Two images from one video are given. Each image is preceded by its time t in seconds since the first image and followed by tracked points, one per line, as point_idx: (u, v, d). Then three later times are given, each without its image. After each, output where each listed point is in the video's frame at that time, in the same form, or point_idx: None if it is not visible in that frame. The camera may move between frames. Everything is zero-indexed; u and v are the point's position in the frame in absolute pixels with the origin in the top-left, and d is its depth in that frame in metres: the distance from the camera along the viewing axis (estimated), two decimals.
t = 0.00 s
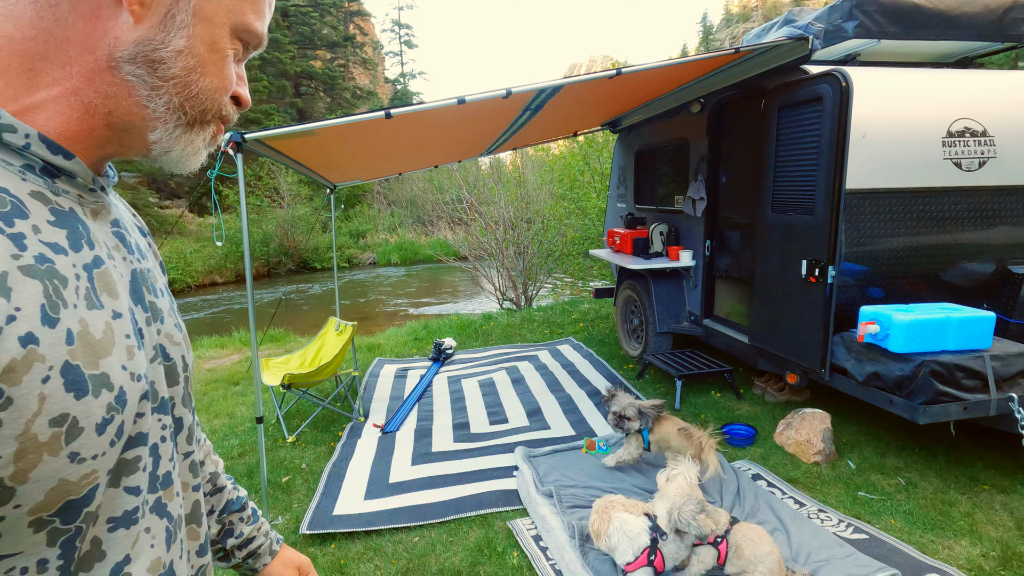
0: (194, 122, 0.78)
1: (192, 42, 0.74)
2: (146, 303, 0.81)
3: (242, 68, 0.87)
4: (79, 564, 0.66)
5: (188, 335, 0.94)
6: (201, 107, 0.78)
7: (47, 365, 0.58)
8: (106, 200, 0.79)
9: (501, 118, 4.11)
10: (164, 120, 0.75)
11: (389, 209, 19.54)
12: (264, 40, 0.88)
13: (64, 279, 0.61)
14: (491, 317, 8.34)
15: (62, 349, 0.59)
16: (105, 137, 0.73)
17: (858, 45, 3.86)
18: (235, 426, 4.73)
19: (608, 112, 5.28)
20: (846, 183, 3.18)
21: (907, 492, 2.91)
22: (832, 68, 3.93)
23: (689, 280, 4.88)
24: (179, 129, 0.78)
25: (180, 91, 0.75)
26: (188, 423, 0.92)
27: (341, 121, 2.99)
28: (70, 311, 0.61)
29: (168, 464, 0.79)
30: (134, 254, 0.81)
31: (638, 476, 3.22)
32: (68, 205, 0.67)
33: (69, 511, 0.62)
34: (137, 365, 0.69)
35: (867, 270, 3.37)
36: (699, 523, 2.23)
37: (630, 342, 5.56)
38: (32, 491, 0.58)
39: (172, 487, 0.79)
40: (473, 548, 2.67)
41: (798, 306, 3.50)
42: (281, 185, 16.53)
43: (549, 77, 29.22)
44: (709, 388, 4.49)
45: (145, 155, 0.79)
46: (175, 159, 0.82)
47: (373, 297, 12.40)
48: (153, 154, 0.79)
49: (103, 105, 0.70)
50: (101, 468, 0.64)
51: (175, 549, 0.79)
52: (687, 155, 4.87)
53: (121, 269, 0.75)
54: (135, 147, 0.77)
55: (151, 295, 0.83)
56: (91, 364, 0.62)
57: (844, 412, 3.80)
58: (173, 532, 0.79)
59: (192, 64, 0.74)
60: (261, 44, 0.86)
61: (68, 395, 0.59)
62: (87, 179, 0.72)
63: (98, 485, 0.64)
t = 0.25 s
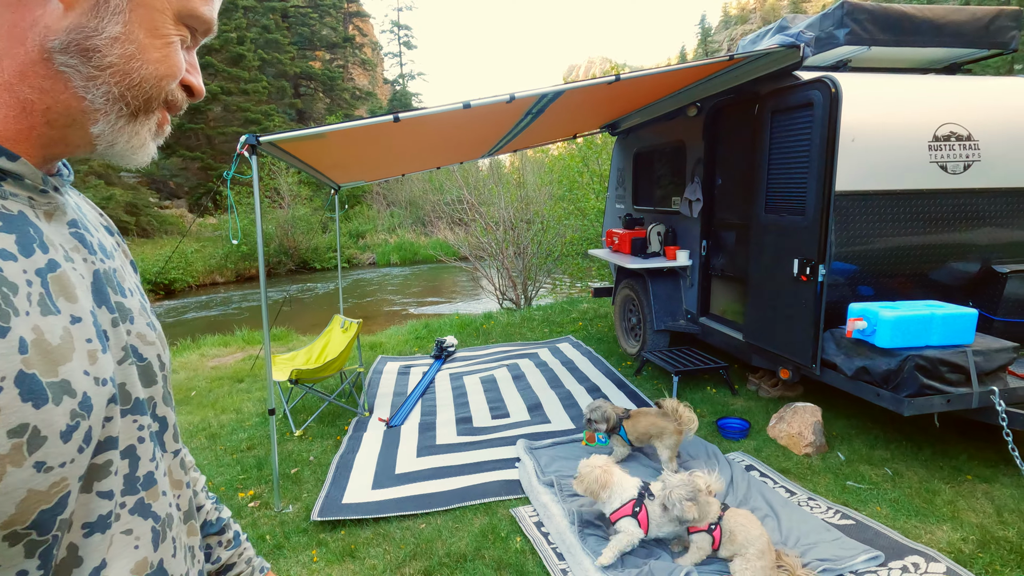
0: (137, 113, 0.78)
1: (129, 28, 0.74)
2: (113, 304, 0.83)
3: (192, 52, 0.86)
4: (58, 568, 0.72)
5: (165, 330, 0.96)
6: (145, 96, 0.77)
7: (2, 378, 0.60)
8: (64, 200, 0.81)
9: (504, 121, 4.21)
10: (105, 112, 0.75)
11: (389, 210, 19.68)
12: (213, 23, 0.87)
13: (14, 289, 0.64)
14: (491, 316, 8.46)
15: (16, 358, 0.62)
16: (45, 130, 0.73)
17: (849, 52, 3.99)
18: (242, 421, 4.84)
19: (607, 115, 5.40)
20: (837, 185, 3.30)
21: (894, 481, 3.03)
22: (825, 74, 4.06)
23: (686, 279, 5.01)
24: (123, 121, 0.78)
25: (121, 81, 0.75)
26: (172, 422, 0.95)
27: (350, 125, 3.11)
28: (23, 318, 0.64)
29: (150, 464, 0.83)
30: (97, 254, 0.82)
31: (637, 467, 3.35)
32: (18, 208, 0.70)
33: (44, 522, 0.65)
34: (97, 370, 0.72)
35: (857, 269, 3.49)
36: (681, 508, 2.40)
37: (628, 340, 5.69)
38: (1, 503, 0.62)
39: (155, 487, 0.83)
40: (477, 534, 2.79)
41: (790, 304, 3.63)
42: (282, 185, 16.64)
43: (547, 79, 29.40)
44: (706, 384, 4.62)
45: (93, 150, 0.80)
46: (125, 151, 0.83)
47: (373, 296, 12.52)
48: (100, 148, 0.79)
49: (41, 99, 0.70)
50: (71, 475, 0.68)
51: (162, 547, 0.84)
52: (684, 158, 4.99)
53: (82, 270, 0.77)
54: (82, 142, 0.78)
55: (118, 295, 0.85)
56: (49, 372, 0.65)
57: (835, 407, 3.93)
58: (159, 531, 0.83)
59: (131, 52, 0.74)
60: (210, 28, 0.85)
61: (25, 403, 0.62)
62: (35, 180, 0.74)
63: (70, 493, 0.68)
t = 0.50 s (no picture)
0: (95, 89, 0.83)
1: (81, 3, 0.78)
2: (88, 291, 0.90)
3: (152, 31, 0.90)
4: (45, 556, 0.80)
5: (142, 313, 1.03)
6: (102, 71, 0.81)
7: None
8: (27, 187, 0.88)
9: (507, 122, 4.28)
10: (63, 89, 0.80)
11: (388, 210, 19.73)
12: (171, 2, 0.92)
13: None
14: (491, 315, 8.53)
15: None
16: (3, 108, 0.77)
17: (845, 55, 4.08)
18: (247, 417, 4.90)
19: (607, 117, 5.49)
20: (832, 186, 3.39)
21: (887, 473, 3.12)
22: (821, 77, 4.15)
23: (685, 278, 5.10)
24: (81, 99, 0.82)
25: (76, 56, 0.79)
26: (151, 407, 1.03)
27: (358, 125, 3.19)
28: None
29: (128, 450, 0.91)
30: (66, 241, 0.88)
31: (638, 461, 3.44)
32: None
33: (27, 511, 0.73)
34: (72, 359, 0.80)
35: (852, 268, 3.57)
36: (669, 483, 2.58)
37: (627, 338, 5.77)
38: None
39: (134, 473, 0.92)
40: (482, 523, 2.86)
41: (787, 301, 3.71)
42: (282, 185, 16.69)
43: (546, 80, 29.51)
44: (704, 381, 4.70)
45: (56, 132, 0.84)
46: (88, 131, 0.87)
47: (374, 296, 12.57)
48: (61, 128, 0.84)
49: None
50: (52, 463, 0.76)
51: (144, 529, 0.93)
52: (683, 159, 5.08)
53: (51, 258, 0.84)
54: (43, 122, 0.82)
55: (92, 282, 0.92)
56: (23, 361, 0.73)
57: (831, 402, 4.01)
58: (141, 514, 0.93)
59: (83, 27, 0.78)
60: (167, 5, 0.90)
61: (1, 393, 0.69)
62: None
63: (52, 480, 0.76)
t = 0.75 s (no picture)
0: (68, 52, 0.76)
1: None
2: (70, 271, 0.82)
3: None
4: (17, 544, 0.73)
5: (129, 295, 0.95)
6: (73, 32, 0.75)
7: None
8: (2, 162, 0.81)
9: (512, 120, 4.29)
10: (33, 54, 0.73)
11: (387, 211, 19.77)
12: None
13: None
14: (492, 314, 8.55)
15: None
16: None
17: (847, 55, 4.11)
18: (251, 414, 4.92)
19: (609, 116, 5.51)
20: (835, 184, 3.42)
21: (889, 469, 3.14)
22: (823, 76, 4.18)
23: (687, 276, 5.13)
24: (53, 64, 0.76)
25: (42, 16, 0.72)
26: (139, 390, 0.94)
27: (364, 122, 3.22)
28: None
29: (110, 434, 0.84)
30: (47, 221, 0.82)
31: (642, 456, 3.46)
32: None
33: None
34: (49, 340, 0.74)
35: (854, 265, 3.60)
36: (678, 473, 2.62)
37: (629, 336, 5.79)
38: None
39: (116, 458, 0.85)
40: (488, 517, 2.88)
41: (789, 299, 3.74)
42: (283, 185, 16.72)
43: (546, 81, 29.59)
44: (706, 379, 4.73)
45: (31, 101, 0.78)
46: (65, 99, 0.81)
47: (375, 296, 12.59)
48: (37, 97, 0.78)
49: None
50: (25, 446, 0.70)
51: (124, 516, 0.86)
52: (685, 158, 5.11)
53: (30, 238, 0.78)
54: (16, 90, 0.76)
55: (74, 260, 0.84)
56: None
57: (833, 399, 4.03)
58: (121, 501, 0.85)
59: None
60: None
61: None
62: None
63: (25, 465, 0.69)
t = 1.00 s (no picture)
0: (18, 51, 0.70)
1: None
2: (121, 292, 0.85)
3: None
4: (72, 551, 0.73)
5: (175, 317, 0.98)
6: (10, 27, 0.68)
7: (7, 364, 0.63)
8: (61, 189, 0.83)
9: (520, 125, 4.33)
10: None
11: (389, 212, 19.80)
12: None
13: (17, 277, 0.67)
14: (496, 317, 8.58)
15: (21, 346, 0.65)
16: None
17: (852, 62, 4.14)
18: (259, 416, 4.95)
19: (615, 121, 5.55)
20: (841, 190, 3.45)
21: (895, 473, 3.17)
22: (828, 83, 4.21)
23: (692, 280, 5.16)
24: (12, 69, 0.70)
25: None
26: (181, 406, 0.96)
27: (375, 129, 3.26)
28: (26, 305, 0.67)
29: (151, 450, 0.87)
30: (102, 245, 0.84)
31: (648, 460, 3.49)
32: (16, 198, 0.73)
33: (54, 505, 0.68)
34: (104, 358, 0.75)
35: (859, 271, 3.63)
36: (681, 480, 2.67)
37: (634, 340, 5.82)
38: (11, 487, 0.64)
39: (156, 472, 0.88)
40: (498, 520, 2.91)
41: (795, 304, 3.77)
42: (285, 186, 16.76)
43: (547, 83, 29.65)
44: (711, 382, 4.76)
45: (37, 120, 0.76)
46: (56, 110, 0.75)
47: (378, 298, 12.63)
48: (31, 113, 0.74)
49: None
50: (80, 459, 0.70)
51: (163, 528, 0.88)
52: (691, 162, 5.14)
53: (87, 261, 0.80)
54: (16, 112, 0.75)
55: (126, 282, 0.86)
56: (56, 358, 0.68)
57: (838, 403, 4.06)
58: (160, 513, 0.87)
59: None
60: None
61: (35, 389, 0.65)
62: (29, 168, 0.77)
63: (80, 476, 0.70)
